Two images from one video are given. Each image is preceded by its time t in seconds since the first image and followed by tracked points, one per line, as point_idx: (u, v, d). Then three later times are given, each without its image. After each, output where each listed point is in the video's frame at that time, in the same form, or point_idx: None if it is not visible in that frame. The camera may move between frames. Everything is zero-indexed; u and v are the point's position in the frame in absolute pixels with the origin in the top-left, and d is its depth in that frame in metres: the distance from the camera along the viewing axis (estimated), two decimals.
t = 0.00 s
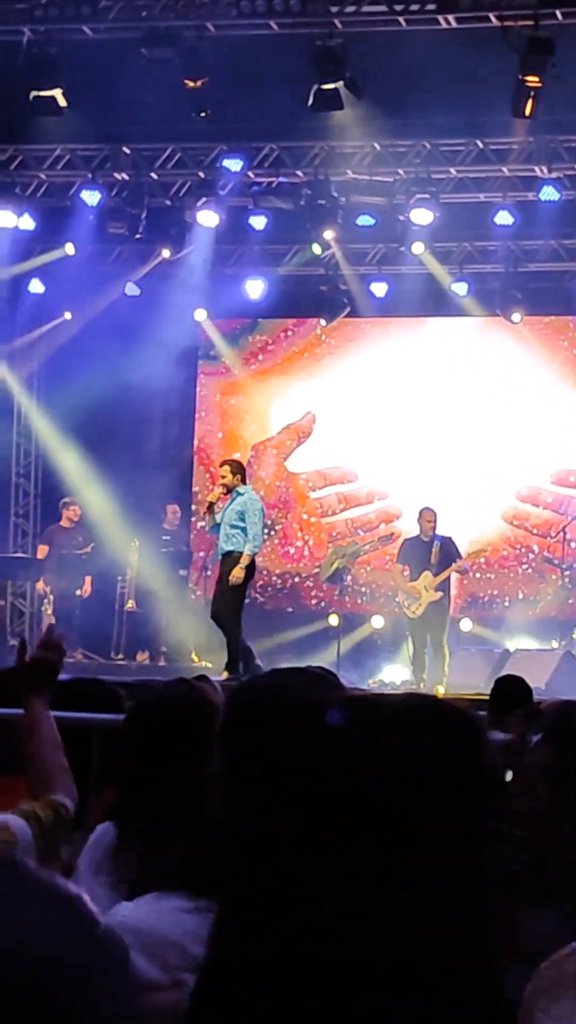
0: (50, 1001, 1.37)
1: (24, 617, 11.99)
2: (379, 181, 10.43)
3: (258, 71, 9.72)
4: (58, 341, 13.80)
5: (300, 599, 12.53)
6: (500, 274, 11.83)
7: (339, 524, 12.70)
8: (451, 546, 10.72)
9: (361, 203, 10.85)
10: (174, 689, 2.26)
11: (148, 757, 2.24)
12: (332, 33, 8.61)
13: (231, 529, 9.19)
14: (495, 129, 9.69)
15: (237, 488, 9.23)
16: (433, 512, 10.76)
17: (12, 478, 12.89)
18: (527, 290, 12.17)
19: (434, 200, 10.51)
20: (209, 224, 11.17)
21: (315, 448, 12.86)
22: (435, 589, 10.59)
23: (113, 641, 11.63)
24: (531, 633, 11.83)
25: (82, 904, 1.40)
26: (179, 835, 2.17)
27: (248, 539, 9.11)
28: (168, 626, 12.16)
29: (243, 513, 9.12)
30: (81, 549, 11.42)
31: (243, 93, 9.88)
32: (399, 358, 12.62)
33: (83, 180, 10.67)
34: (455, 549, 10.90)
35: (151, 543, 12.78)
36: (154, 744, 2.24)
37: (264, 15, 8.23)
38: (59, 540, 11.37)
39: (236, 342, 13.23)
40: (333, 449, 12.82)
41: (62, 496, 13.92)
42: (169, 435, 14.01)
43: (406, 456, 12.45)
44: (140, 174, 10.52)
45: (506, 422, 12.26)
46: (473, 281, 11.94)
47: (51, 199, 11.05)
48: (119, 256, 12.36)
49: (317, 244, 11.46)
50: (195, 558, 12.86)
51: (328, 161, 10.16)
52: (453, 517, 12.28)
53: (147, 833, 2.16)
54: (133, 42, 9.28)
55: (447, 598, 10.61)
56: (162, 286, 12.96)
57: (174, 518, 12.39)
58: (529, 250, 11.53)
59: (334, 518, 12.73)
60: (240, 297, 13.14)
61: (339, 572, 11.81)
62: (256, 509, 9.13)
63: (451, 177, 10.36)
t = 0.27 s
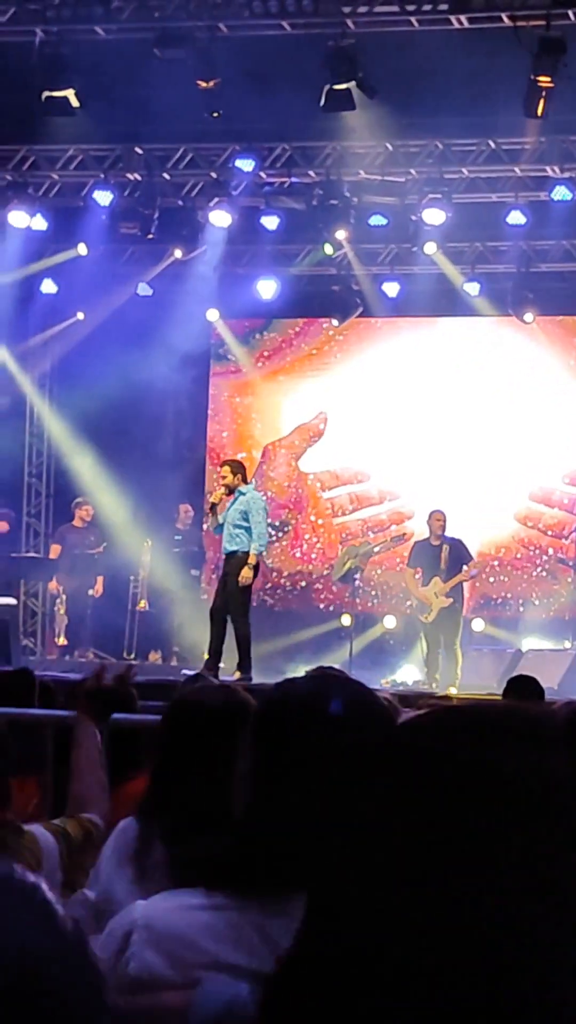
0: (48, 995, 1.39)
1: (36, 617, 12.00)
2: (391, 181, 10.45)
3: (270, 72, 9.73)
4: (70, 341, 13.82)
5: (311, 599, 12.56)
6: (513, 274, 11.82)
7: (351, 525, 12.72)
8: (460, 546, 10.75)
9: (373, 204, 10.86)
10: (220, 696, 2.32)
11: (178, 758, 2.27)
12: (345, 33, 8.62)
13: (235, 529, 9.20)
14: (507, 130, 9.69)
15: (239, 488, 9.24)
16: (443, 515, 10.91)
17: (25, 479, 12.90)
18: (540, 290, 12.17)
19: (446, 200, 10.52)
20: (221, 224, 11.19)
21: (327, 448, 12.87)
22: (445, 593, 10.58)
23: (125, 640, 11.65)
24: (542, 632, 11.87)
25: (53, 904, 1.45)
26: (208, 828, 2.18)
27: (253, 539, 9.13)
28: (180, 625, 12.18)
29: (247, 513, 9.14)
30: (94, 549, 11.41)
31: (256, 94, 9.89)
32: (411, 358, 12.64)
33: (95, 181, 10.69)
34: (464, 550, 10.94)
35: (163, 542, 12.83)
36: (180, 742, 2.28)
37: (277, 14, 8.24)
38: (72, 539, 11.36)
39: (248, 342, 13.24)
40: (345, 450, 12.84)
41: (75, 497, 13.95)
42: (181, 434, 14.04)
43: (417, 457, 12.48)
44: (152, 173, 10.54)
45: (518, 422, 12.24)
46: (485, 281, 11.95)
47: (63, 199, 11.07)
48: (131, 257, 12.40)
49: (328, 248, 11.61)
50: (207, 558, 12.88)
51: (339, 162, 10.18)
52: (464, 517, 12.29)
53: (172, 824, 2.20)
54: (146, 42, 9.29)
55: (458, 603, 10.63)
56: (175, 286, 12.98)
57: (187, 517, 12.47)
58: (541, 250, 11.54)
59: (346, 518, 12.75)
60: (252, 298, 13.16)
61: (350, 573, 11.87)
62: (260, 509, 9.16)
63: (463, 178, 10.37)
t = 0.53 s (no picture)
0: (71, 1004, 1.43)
1: (52, 617, 12.01)
2: (406, 181, 10.44)
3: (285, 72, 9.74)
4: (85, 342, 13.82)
5: (326, 600, 12.57)
6: (528, 274, 11.80)
7: (366, 526, 12.72)
8: (479, 544, 10.72)
9: (388, 204, 10.87)
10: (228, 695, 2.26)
11: (190, 758, 2.22)
12: (360, 34, 8.61)
13: (237, 530, 9.22)
14: (521, 130, 9.68)
15: (242, 490, 9.25)
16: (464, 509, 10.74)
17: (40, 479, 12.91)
18: (556, 289, 12.14)
19: (461, 202, 10.55)
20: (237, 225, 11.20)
21: (343, 448, 12.86)
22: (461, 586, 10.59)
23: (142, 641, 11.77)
24: (559, 631, 11.88)
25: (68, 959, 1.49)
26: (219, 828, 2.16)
27: (258, 539, 9.15)
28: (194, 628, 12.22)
29: (252, 513, 9.16)
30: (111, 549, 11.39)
31: (272, 94, 9.90)
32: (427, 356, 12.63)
33: (111, 182, 10.71)
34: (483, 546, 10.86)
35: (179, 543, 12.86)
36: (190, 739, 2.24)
37: (293, 15, 8.23)
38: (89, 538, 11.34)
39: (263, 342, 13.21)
40: (360, 451, 12.82)
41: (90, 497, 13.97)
42: (196, 434, 14.04)
43: (435, 456, 12.44)
44: (168, 175, 10.56)
45: (533, 420, 12.21)
46: (500, 281, 11.93)
47: (79, 200, 11.09)
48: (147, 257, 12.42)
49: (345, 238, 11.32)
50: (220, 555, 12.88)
51: (355, 162, 10.20)
52: (480, 517, 12.27)
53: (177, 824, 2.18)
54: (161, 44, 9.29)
55: (473, 598, 10.62)
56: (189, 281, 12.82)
57: (201, 518, 12.09)
58: (556, 250, 11.52)
59: (362, 519, 12.75)
60: (267, 298, 13.15)
61: (368, 572, 11.90)
62: (264, 509, 9.17)
63: (478, 178, 10.37)
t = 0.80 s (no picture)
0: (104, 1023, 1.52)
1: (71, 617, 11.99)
2: (425, 181, 10.45)
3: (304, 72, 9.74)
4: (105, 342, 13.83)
5: (344, 599, 12.56)
6: (547, 274, 11.79)
7: (384, 525, 12.67)
8: (502, 546, 10.70)
9: (406, 204, 10.87)
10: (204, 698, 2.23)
11: (190, 759, 2.20)
12: (379, 34, 8.61)
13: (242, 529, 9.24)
14: (541, 131, 9.66)
15: (246, 490, 9.27)
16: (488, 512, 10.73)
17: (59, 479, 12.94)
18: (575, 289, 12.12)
19: (480, 200, 10.58)
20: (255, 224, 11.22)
21: (362, 447, 12.85)
22: (482, 587, 10.57)
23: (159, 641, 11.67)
24: None
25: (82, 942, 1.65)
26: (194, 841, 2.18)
27: (261, 538, 9.15)
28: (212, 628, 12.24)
29: (255, 513, 9.17)
30: (128, 549, 11.38)
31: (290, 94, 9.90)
32: (445, 355, 12.60)
33: (130, 182, 10.73)
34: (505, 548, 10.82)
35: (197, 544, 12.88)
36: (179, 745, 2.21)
37: (311, 15, 8.25)
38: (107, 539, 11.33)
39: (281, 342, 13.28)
40: (378, 450, 12.82)
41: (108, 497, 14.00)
42: (215, 436, 14.01)
43: (446, 458, 12.41)
44: (186, 174, 10.57)
45: (553, 419, 12.18)
46: (520, 280, 11.92)
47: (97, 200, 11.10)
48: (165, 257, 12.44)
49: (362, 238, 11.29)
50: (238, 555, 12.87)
51: (374, 161, 10.22)
52: (498, 517, 12.26)
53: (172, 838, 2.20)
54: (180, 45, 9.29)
55: (493, 597, 10.58)
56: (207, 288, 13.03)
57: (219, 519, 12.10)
58: None
59: (380, 518, 12.69)
60: (285, 298, 13.15)
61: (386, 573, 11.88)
62: (268, 509, 9.18)
63: (497, 178, 10.37)
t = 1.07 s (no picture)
0: None
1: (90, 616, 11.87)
2: (446, 182, 10.45)
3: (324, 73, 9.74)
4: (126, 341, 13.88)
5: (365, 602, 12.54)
6: (568, 274, 11.80)
7: (404, 526, 12.63)
8: (528, 551, 10.71)
9: (427, 205, 10.87)
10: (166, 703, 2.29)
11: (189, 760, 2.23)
12: (400, 34, 8.61)
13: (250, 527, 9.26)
14: (562, 130, 9.67)
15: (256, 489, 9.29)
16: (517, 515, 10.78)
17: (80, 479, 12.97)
18: None
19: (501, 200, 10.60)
20: (275, 224, 11.26)
21: (381, 450, 12.79)
22: (508, 595, 10.44)
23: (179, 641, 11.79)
24: None
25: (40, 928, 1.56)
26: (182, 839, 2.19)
27: (270, 537, 9.16)
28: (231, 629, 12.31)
29: (264, 512, 9.18)
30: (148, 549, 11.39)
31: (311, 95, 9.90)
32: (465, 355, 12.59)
33: (151, 184, 10.76)
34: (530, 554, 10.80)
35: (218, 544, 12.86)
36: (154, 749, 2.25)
37: (333, 15, 8.26)
38: (127, 539, 11.33)
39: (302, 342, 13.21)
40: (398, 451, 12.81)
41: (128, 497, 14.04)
42: (236, 435, 14.00)
43: (465, 459, 12.41)
44: (207, 175, 10.58)
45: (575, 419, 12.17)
46: (540, 280, 11.93)
47: (118, 201, 11.12)
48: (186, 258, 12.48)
49: (384, 246, 11.56)
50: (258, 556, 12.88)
51: (394, 162, 10.21)
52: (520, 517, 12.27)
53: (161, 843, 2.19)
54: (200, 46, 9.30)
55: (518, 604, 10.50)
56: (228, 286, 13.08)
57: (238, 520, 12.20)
58: None
59: (399, 518, 12.65)
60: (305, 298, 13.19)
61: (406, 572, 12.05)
62: (276, 508, 9.19)
63: (517, 177, 10.37)
